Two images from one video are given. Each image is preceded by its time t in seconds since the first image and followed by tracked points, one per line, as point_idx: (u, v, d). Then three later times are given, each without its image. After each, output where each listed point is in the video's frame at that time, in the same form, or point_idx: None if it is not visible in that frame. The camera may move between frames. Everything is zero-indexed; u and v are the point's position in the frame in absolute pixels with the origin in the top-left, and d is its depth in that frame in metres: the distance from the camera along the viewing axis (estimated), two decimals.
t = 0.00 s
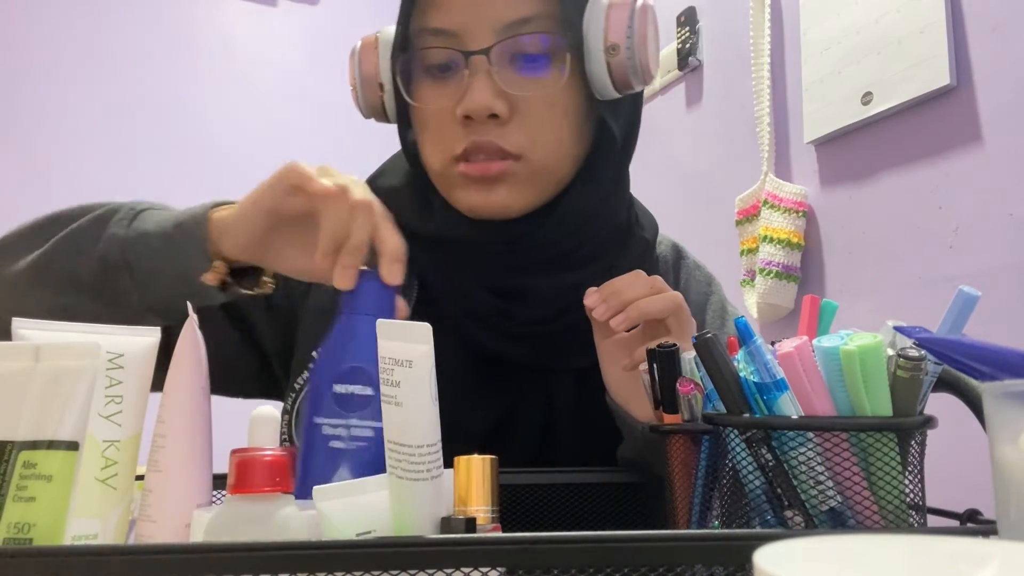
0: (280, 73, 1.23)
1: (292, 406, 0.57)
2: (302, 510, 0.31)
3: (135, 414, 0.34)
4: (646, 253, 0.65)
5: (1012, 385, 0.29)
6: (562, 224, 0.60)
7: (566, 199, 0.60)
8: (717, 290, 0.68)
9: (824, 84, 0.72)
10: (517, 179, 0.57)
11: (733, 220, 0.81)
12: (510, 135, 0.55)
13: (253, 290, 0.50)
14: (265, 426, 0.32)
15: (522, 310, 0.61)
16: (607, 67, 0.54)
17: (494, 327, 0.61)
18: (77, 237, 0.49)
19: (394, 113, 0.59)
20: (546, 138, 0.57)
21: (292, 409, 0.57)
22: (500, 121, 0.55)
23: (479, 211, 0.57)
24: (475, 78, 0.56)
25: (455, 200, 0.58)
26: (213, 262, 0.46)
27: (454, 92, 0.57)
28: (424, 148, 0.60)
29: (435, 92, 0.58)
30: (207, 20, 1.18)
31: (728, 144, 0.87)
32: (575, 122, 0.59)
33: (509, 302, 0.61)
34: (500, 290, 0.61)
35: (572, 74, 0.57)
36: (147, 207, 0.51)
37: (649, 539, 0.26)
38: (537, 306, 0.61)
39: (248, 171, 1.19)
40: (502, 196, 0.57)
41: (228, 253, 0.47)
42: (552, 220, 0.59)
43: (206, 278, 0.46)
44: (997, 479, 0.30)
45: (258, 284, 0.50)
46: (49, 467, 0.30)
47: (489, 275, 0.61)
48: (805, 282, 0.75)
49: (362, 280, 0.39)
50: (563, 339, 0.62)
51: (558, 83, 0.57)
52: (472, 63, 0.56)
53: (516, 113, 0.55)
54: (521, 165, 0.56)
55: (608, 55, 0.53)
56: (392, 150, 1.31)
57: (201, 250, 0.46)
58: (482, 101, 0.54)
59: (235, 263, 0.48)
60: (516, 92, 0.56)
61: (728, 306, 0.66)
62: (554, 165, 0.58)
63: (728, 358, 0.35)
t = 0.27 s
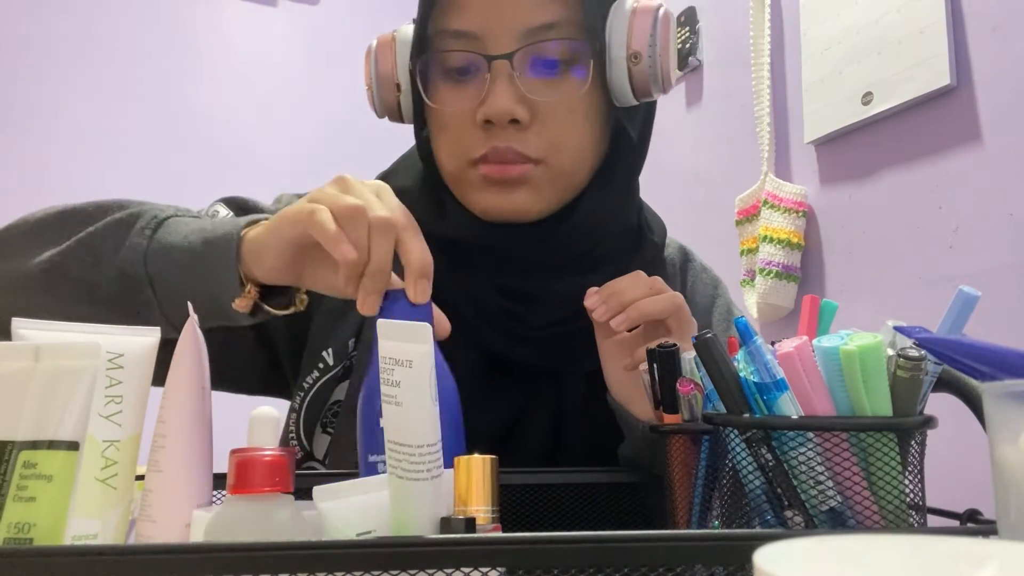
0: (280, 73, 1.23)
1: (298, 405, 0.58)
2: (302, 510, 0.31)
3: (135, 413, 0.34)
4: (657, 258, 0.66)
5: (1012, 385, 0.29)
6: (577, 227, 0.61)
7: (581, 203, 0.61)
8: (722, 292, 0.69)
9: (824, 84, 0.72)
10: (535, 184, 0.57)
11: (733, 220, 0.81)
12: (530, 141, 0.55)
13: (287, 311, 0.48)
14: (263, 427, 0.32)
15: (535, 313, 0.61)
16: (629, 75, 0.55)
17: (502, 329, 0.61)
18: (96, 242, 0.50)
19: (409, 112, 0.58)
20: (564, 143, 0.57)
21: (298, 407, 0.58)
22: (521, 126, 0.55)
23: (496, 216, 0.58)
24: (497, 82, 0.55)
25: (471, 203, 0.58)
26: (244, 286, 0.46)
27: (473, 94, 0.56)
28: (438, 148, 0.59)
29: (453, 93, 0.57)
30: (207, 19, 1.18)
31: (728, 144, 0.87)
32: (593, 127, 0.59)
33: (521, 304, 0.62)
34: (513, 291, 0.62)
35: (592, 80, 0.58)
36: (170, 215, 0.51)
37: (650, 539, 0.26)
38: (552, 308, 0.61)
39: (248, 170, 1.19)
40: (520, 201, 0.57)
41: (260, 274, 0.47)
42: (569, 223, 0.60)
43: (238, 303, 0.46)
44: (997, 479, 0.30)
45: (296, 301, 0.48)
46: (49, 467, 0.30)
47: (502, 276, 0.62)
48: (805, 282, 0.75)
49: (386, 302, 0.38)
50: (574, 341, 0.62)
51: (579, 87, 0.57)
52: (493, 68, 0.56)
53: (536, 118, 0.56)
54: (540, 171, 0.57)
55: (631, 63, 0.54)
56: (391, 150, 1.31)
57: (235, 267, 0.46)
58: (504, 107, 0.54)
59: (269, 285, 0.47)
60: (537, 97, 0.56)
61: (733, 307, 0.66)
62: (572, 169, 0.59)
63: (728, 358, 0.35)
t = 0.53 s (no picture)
0: (280, 72, 1.23)
1: (300, 405, 0.58)
2: (302, 510, 0.31)
3: (135, 413, 0.34)
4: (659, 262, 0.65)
5: (1013, 385, 0.29)
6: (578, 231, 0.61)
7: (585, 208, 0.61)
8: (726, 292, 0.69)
9: (824, 84, 0.72)
10: (539, 185, 0.58)
11: (734, 220, 0.81)
12: (535, 141, 0.56)
13: (291, 324, 0.48)
14: (262, 427, 0.32)
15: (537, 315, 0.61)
16: (634, 75, 0.55)
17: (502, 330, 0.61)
18: (100, 245, 0.51)
19: (412, 111, 0.59)
20: (570, 143, 0.58)
21: (301, 407, 0.59)
22: (526, 125, 0.56)
23: (499, 218, 0.59)
24: (504, 80, 0.56)
25: (477, 204, 0.59)
26: (250, 294, 0.46)
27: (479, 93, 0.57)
28: (444, 148, 0.60)
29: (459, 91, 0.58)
30: (207, 18, 1.18)
31: (728, 144, 0.87)
32: (598, 126, 0.59)
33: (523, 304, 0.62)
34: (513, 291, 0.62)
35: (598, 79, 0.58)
36: (176, 220, 0.51)
37: (650, 538, 0.26)
38: (553, 311, 0.62)
39: (248, 172, 1.19)
40: (523, 203, 0.58)
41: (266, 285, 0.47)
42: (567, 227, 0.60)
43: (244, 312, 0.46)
44: (997, 479, 0.30)
45: (300, 314, 0.48)
46: (49, 467, 0.30)
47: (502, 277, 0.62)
48: (805, 282, 0.75)
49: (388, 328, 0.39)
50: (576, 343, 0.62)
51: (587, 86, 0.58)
52: (500, 66, 0.57)
53: (542, 118, 0.56)
54: (543, 173, 0.57)
55: (638, 63, 0.54)
56: (391, 150, 1.31)
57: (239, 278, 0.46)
58: (510, 106, 0.55)
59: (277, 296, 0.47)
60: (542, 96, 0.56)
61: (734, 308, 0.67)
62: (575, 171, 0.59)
63: (727, 358, 0.35)
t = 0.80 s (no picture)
0: (280, 72, 1.23)
1: (302, 408, 0.58)
2: (302, 510, 0.31)
3: (139, 414, 0.34)
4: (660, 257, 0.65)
5: (1013, 385, 0.29)
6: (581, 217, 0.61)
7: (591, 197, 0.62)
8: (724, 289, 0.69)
9: (824, 84, 0.72)
10: (567, 165, 0.60)
11: (733, 220, 0.81)
12: (564, 121, 0.59)
13: (286, 351, 0.49)
14: (263, 426, 0.32)
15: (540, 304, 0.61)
16: (650, 60, 0.58)
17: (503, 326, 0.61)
18: (100, 270, 0.51)
19: (425, 106, 0.58)
20: (595, 124, 0.60)
21: (302, 410, 0.59)
22: (555, 106, 0.58)
23: (529, 199, 0.60)
24: (531, 62, 0.58)
25: (505, 187, 0.60)
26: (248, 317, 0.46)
27: (507, 75, 0.59)
28: (464, 135, 0.61)
29: (485, 73, 0.59)
30: (207, 18, 1.18)
31: (728, 144, 0.87)
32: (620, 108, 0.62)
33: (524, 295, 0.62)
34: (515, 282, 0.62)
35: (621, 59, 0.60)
36: (175, 245, 0.52)
37: (651, 538, 0.26)
38: (555, 302, 0.62)
39: (249, 173, 1.19)
40: (552, 182, 0.60)
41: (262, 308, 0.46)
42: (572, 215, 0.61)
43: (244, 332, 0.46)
44: (997, 479, 0.30)
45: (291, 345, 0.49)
46: (50, 467, 0.30)
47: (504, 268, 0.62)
48: (805, 282, 0.75)
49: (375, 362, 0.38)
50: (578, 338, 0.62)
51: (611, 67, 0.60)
52: (527, 48, 0.58)
53: (569, 98, 0.58)
54: (571, 152, 0.59)
55: (653, 47, 0.58)
56: (391, 150, 1.31)
57: (239, 303, 0.46)
58: (541, 87, 0.57)
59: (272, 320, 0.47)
60: (569, 76, 0.58)
61: (735, 308, 0.66)
62: (600, 150, 0.61)
63: (727, 357, 0.35)
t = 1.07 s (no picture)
0: (280, 72, 1.23)
1: (306, 413, 0.58)
2: (302, 510, 0.31)
3: (138, 415, 0.34)
4: (650, 237, 0.67)
5: (1013, 385, 0.29)
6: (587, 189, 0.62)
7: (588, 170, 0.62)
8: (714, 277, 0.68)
9: (824, 84, 0.72)
10: (585, 132, 0.59)
11: (733, 220, 0.81)
12: (583, 88, 0.59)
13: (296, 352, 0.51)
14: (262, 425, 0.32)
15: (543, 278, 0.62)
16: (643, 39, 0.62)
17: (506, 317, 0.60)
18: (102, 278, 0.51)
19: (438, 82, 0.56)
20: (606, 93, 0.60)
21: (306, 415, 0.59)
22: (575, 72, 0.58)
23: (552, 166, 0.58)
24: (550, 31, 0.58)
25: (527, 155, 0.59)
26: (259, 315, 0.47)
27: (525, 44, 0.58)
28: (483, 106, 0.60)
29: (501, 44, 0.58)
30: (207, 17, 1.18)
31: (728, 144, 0.87)
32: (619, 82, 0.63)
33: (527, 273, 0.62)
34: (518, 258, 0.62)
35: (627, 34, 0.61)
36: (178, 249, 0.52)
37: (651, 538, 0.26)
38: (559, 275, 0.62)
39: (249, 174, 1.19)
40: (574, 148, 0.59)
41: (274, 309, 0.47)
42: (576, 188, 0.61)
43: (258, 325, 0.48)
44: (997, 479, 0.30)
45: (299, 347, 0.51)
46: (50, 467, 0.30)
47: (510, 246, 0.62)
48: (805, 282, 0.75)
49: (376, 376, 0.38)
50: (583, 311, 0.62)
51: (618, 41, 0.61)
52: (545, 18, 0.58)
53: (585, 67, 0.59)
54: (588, 120, 0.59)
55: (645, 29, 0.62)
56: (391, 150, 1.31)
57: (251, 300, 0.47)
58: (563, 52, 0.57)
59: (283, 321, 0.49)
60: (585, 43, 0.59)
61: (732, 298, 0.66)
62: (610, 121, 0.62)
63: (727, 357, 0.35)
